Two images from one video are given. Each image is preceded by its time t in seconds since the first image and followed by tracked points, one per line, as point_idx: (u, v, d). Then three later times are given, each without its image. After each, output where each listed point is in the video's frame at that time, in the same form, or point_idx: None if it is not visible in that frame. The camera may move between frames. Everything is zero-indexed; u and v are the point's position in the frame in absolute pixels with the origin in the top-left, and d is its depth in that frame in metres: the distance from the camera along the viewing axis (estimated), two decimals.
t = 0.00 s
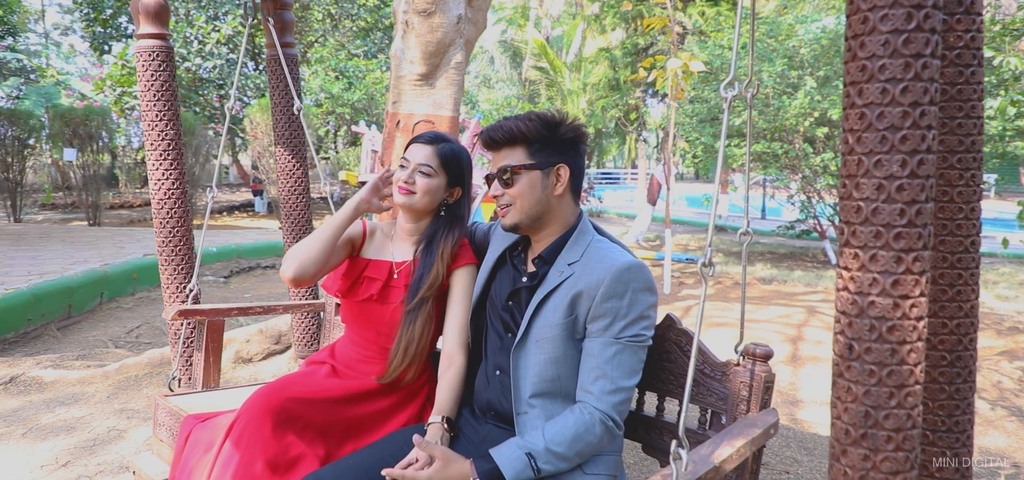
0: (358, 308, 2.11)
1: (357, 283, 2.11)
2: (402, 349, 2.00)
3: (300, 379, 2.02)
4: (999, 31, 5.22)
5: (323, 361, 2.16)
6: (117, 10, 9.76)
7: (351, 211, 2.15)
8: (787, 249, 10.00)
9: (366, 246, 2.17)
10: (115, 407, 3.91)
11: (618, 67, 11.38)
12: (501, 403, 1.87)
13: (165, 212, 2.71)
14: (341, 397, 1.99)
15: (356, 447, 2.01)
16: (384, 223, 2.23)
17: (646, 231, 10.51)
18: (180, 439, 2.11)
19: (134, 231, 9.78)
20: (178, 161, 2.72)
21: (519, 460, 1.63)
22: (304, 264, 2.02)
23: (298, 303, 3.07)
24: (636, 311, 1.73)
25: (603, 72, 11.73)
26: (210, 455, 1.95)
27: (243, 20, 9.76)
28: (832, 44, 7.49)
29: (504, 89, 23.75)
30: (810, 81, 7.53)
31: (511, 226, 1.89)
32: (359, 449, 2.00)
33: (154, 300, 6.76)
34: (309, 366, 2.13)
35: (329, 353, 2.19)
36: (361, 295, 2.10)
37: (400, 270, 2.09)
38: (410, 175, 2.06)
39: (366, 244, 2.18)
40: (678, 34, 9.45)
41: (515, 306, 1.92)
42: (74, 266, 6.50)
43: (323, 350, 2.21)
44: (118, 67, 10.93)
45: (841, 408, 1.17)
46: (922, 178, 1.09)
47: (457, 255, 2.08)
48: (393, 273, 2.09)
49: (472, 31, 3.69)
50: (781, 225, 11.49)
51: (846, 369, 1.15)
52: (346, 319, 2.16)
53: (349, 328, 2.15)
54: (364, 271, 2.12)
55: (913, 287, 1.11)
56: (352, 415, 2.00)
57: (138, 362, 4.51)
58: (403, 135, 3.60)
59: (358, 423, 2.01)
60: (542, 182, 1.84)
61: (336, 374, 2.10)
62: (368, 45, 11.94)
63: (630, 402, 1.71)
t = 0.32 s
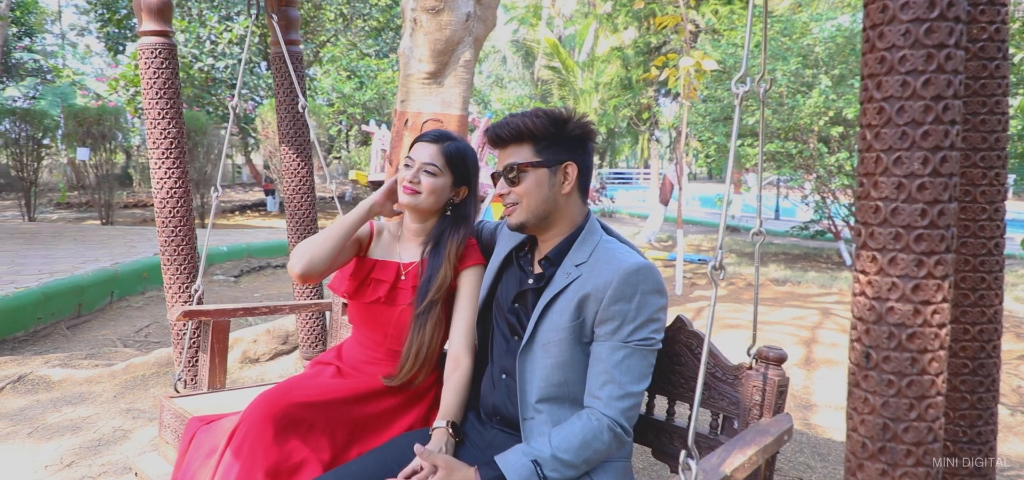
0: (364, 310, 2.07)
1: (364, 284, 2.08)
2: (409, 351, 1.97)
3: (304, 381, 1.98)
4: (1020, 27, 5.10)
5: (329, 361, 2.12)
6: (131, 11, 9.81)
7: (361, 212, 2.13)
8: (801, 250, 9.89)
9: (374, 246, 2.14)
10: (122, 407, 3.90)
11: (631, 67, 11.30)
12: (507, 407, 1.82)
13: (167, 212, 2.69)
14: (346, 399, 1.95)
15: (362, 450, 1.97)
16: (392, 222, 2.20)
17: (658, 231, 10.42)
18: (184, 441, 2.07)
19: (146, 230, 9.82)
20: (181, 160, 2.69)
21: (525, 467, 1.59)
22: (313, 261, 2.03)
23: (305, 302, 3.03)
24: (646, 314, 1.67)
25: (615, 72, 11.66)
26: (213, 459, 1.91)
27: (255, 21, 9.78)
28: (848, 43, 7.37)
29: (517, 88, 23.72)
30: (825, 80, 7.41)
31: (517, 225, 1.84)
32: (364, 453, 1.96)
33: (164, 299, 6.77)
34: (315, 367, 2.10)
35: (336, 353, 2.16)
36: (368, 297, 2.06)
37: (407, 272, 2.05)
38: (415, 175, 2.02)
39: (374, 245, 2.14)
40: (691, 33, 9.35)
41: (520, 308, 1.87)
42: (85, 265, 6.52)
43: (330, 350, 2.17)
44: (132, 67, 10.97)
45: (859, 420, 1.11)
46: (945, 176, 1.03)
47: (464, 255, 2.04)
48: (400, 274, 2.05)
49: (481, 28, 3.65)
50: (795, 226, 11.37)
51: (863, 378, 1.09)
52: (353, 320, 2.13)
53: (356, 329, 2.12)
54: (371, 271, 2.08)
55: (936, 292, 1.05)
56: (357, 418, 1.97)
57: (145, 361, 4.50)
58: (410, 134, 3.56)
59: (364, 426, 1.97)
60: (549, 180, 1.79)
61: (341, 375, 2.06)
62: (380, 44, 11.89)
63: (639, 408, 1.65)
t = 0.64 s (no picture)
0: (374, 310, 2.04)
1: (373, 283, 2.04)
2: (420, 352, 1.95)
3: (313, 383, 1.95)
4: None
5: (339, 361, 2.10)
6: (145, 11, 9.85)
7: (373, 210, 2.09)
8: (817, 251, 9.76)
9: (385, 245, 2.10)
10: (129, 406, 3.89)
11: (644, 66, 11.21)
12: (517, 411, 1.77)
13: (171, 211, 2.68)
14: (356, 401, 1.92)
15: (372, 452, 1.94)
16: (402, 221, 2.16)
17: (672, 231, 10.32)
18: (193, 441, 2.04)
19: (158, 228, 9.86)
20: (185, 158, 2.68)
21: (536, 474, 1.54)
22: (324, 255, 2.00)
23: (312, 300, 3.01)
24: (658, 315, 1.61)
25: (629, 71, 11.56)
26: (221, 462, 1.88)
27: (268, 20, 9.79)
28: (865, 41, 7.24)
29: (530, 88, 23.66)
30: (841, 79, 7.28)
31: (525, 224, 1.79)
32: (373, 456, 1.93)
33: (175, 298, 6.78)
34: (325, 366, 2.08)
35: (347, 353, 2.14)
36: (378, 297, 2.03)
37: (417, 272, 2.01)
38: (424, 174, 1.98)
39: (385, 244, 2.11)
40: (705, 31, 9.24)
41: (530, 309, 1.83)
42: (97, 263, 6.54)
43: (341, 350, 2.16)
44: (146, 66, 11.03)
45: (878, 432, 1.05)
46: (973, 173, 0.97)
47: (475, 255, 2.00)
48: (410, 275, 2.02)
49: (491, 26, 3.60)
50: (810, 227, 11.22)
51: (883, 388, 1.03)
52: (364, 320, 2.10)
53: (367, 329, 2.09)
54: (381, 271, 2.04)
55: (961, 297, 0.98)
56: (367, 419, 1.94)
57: (154, 360, 4.49)
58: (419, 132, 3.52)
59: (374, 427, 1.95)
60: (560, 177, 1.74)
61: (351, 375, 2.04)
62: (393, 44, 11.81)
63: (652, 412, 1.60)
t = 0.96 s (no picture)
0: (389, 308, 2.04)
1: (387, 282, 2.05)
2: (435, 351, 1.95)
3: (326, 384, 1.96)
4: None
5: (354, 360, 2.12)
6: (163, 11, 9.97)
7: (388, 208, 2.09)
8: (835, 253, 9.60)
9: (400, 243, 2.12)
10: (139, 404, 3.89)
11: (660, 65, 11.12)
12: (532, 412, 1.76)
13: (177, 209, 2.65)
14: (370, 403, 1.93)
15: (387, 454, 1.95)
16: (417, 218, 2.16)
17: (687, 232, 10.21)
18: (208, 440, 2.03)
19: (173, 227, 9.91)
20: (191, 155, 2.66)
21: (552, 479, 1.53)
22: (334, 251, 2.01)
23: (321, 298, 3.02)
24: (675, 316, 1.58)
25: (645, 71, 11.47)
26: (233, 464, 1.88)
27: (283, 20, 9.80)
28: (885, 39, 7.11)
29: (546, 88, 23.55)
30: (861, 78, 7.15)
31: (537, 222, 1.77)
32: (388, 457, 1.94)
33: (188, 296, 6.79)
34: (340, 365, 2.10)
35: (363, 351, 2.16)
36: (392, 296, 2.03)
37: (431, 271, 2.01)
38: (437, 173, 1.97)
39: (400, 243, 2.12)
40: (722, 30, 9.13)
41: (544, 309, 1.80)
42: (112, 261, 6.58)
43: (357, 348, 2.18)
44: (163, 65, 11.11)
45: (900, 446, 0.99)
46: (1004, 170, 0.90)
47: (490, 253, 1.99)
48: (424, 274, 2.02)
49: (504, 23, 3.55)
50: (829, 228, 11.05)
51: (905, 399, 0.97)
52: (379, 319, 2.11)
53: (382, 328, 2.10)
54: (395, 270, 2.05)
55: (991, 303, 0.92)
56: (382, 420, 1.94)
57: (165, 358, 4.50)
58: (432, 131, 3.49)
59: (388, 428, 1.95)
60: (572, 175, 1.72)
61: (367, 373, 2.05)
62: (409, 43, 11.80)
63: (669, 416, 1.58)
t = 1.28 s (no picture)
0: (403, 306, 2.06)
1: (400, 281, 2.07)
2: (449, 350, 1.96)
3: (340, 383, 1.97)
4: None
5: (368, 358, 2.13)
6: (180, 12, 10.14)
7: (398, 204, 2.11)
8: (852, 254, 9.45)
9: (413, 241, 2.13)
10: (146, 404, 3.88)
11: (674, 64, 11.02)
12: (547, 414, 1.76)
13: (181, 207, 2.63)
14: (384, 404, 1.94)
15: (401, 455, 1.96)
16: (430, 217, 2.18)
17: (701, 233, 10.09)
18: (222, 441, 2.04)
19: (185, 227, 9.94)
20: (196, 154, 2.63)
21: None
22: (342, 251, 2.02)
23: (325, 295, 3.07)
24: (691, 317, 1.57)
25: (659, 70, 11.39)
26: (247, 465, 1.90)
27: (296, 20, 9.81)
28: (903, 37, 6.98)
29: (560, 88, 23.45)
30: (878, 76, 7.03)
31: (546, 220, 1.75)
32: (402, 458, 1.95)
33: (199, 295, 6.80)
34: (354, 363, 2.11)
35: (377, 349, 2.17)
36: (405, 294, 2.05)
37: (445, 269, 2.03)
38: (450, 170, 1.98)
39: (413, 241, 2.14)
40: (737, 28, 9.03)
41: (556, 309, 1.80)
42: (124, 260, 6.60)
43: (371, 346, 2.18)
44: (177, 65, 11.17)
45: (922, 459, 0.93)
46: None
47: (503, 251, 2.00)
48: (437, 272, 2.03)
49: (515, 20, 3.50)
50: (846, 229, 10.88)
51: (926, 410, 0.92)
52: (393, 318, 2.12)
53: (396, 327, 2.11)
54: (409, 268, 2.07)
55: (1020, 308, 0.85)
56: (396, 420, 1.95)
57: (173, 357, 4.49)
58: (441, 129, 3.44)
59: (402, 429, 1.97)
60: (580, 174, 1.69)
61: (380, 371, 2.06)
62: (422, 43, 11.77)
63: (686, 417, 1.57)
